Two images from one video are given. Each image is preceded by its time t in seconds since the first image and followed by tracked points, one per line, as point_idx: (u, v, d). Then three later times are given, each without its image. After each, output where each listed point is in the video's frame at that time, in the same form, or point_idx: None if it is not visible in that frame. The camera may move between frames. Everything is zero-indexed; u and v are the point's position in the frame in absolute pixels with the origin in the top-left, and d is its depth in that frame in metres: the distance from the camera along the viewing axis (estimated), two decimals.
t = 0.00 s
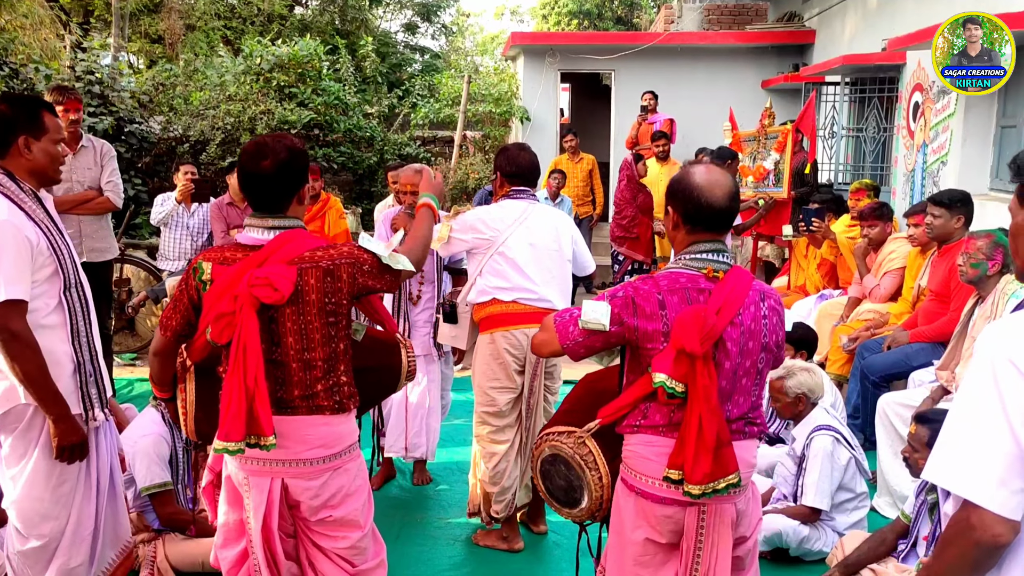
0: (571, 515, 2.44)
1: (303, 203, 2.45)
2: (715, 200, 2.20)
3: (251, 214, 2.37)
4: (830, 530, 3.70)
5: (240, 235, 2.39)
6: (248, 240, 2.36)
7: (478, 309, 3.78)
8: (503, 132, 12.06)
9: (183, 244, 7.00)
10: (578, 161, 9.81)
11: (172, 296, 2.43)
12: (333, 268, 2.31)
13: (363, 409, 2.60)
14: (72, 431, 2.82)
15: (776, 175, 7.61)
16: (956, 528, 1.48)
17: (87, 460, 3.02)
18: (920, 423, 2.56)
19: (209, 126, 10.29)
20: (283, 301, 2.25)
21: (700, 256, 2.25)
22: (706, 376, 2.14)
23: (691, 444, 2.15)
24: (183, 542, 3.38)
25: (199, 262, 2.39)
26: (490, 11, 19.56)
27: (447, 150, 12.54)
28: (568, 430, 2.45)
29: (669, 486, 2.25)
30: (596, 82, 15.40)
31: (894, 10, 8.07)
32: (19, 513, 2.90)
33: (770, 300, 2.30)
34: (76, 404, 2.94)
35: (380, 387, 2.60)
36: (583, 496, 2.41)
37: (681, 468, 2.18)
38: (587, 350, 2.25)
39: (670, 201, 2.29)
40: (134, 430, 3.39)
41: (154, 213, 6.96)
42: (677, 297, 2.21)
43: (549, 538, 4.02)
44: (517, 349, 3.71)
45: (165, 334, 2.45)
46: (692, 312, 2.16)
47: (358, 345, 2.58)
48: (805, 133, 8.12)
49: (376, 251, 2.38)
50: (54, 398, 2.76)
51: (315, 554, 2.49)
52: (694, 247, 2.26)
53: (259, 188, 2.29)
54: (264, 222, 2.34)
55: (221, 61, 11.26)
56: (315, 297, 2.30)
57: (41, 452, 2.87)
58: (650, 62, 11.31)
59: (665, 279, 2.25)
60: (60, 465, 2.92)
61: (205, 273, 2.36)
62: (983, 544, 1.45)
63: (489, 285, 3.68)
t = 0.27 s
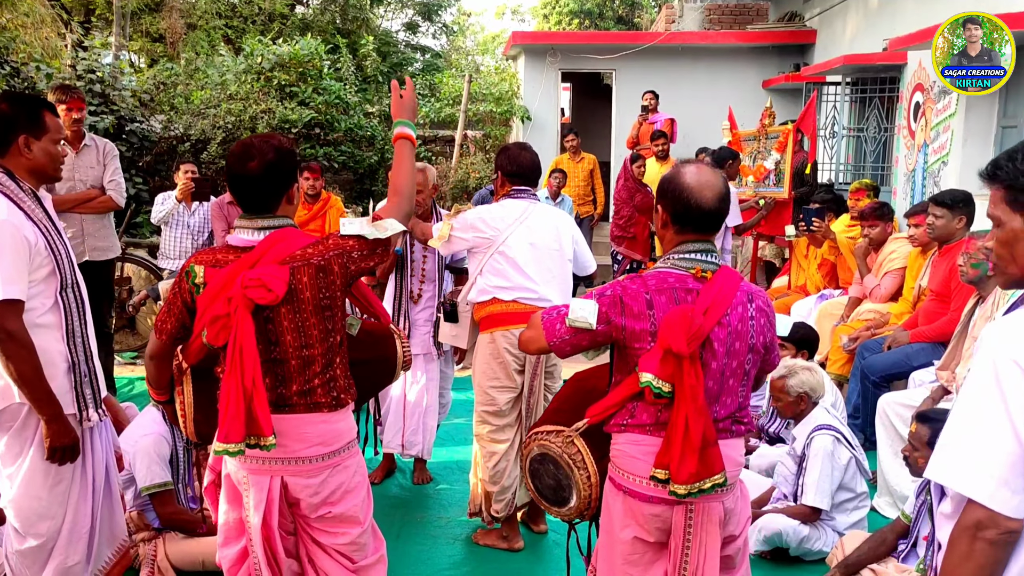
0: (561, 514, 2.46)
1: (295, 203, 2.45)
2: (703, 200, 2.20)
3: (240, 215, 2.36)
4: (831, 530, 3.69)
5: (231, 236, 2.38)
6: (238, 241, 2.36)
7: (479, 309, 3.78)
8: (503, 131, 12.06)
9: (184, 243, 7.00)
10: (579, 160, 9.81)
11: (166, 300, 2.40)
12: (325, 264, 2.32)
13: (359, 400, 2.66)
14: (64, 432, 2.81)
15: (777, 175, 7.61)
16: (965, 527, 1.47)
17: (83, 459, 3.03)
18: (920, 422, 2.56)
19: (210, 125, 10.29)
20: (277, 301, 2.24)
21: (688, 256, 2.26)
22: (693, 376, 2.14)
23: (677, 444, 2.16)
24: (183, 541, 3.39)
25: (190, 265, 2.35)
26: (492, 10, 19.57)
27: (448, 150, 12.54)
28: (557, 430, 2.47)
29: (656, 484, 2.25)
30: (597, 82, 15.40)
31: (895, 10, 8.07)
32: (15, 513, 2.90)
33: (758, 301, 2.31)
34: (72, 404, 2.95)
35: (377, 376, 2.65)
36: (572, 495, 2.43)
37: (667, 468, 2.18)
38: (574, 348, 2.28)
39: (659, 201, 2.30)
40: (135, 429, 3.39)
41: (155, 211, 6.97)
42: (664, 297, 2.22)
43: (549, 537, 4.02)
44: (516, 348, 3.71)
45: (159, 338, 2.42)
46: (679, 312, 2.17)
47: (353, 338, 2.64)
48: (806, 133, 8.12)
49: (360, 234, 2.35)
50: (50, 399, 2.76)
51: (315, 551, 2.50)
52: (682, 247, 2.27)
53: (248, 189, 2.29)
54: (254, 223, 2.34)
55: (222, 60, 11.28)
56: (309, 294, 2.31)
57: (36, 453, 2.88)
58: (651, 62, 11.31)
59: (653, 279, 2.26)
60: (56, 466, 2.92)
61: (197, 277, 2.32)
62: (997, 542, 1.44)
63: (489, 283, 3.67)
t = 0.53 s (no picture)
0: (555, 514, 2.46)
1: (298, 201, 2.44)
2: (688, 197, 2.23)
3: (244, 215, 2.36)
4: (832, 530, 3.69)
5: (237, 236, 2.38)
6: (242, 241, 2.36)
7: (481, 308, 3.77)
8: (505, 131, 12.06)
9: (185, 241, 7.00)
10: (581, 159, 9.79)
11: (172, 301, 2.41)
12: (328, 261, 2.30)
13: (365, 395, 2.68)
14: (62, 431, 2.82)
15: (778, 175, 7.61)
16: (978, 535, 1.42)
17: (81, 457, 3.03)
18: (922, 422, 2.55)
19: (212, 123, 10.29)
20: (283, 301, 2.24)
21: (679, 255, 2.28)
22: (685, 376, 2.15)
23: (669, 444, 2.15)
24: (184, 539, 3.39)
25: (196, 266, 2.37)
26: (493, 9, 19.55)
27: (449, 149, 12.53)
28: (551, 429, 2.47)
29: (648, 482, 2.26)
30: (599, 81, 15.40)
31: (897, 10, 8.07)
32: (13, 511, 2.89)
33: (749, 299, 2.31)
34: (72, 402, 2.95)
35: (382, 371, 2.67)
36: (566, 494, 2.41)
37: (659, 467, 2.18)
38: (565, 348, 2.28)
39: (649, 200, 2.33)
40: (136, 428, 3.39)
41: (156, 210, 6.97)
42: (656, 297, 2.24)
43: (549, 536, 4.02)
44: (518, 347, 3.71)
45: (167, 338, 2.43)
46: (671, 311, 2.18)
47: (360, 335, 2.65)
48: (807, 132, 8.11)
49: (357, 226, 2.34)
50: (50, 398, 2.76)
51: (320, 549, 2.50)
52: (674, 246, 2.29)
53: (250, 188, 2.29)
54: (257, 222, 2.33)
55: (223, 59, 11.28)
56: (315, 292, 2.30)
57: (34, 450, 2.87)
58: (653, 61, 11.31)
59: (645, 279, 2.27)
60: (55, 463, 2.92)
61: (203, 277, 2.34)
62: (1012, 547, 1.40)
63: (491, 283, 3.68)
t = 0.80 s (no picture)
0: (554, 512, 2.47)
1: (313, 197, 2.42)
2: (677, 193, 2.24)
3: (258, 213, 2.35)
4: (833, 530, 3.69)
5: (250, 234, 2.36)
6: (257, 240, 2.34)
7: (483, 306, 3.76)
8: (506, 129, 12.06)
9: (186, 239, 7.00)
10: (582, 158, 9.78)
11: (188, 299, 2.38)
12: (343, 259, 2.30)
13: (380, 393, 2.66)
14: (70, 426, 2.82)
15: (780, 174, 7.62)
16: (947, 541, 1.41)
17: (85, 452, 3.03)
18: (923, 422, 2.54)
19: (213, 121, 10.29)
20: (298, 299, 2.23)
21: (674, 253, 2.28)
22: (678, 373, 2.14)
23: (663, 440, 2.16)
24: (185, 536, 3.39)
25: (211, 265, 2.35)
26: (495, 8, 19.54)
27: (450, 147, 12.53)
28: (549, 427, 2.48)
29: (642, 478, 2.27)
30: (600, 80, 15.39)
31: (899, 9, 8.06)
32: (15, 504, 2.90)
33: (744, 296, 2.29)
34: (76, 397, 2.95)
35: (397, 368, 2.65)
36: (565, 492, 2.43)
37: (654, 464, 2.18)
38: (560, 347, 2.32)
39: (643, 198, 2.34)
40: (137, 426, 3.39)
41: (157, 207, 6.97)
42: (649, 295, 2.24)
43: (550, 535, 4.01)
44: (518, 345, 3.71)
45: (182, 337, 2.39)
46: (664, 310, 2.17)
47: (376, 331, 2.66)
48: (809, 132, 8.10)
49: (368, 222, 2.34)
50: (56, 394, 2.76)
51: (330, 546, 2.49)
52: (668, 245, 2.29)
53: (264, 186, 2.28)
54: (272, 221, 2.32)
55: (225, 56, 11.29)
56: (329, 291, 2.30)
57: (37, 444, 2.88)
58: (655, 60, 11.30)
59: (639, 276, 2.27)
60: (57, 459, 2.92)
61: (218, 276, 2.33)
62: (979, 551, 1.40)
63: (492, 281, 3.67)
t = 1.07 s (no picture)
0: (553, 508, 2.49)
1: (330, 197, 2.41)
2: (671, 191, 2.24)
3: (275, 213, 2.35)
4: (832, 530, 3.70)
5: (268, 234, 2.37)
6: (274, 240, 2.35)
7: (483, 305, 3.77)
8: (506, 128, 12.05)
9: (186, 237, 7.00)
10: (585, 157, 9.77)
11: (207, 299, 2.38)
12: (360, 258, 2.30)
13: (399, 388, 2.68)
14: (87, 417, 2.83)
15: (780, 174, 7.62)
16: (894, 557, 1.38)
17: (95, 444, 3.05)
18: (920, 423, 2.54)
19: (214, 119, 10.30)
20: (315, 300, 2.23)
21: (670, 251, 2.28)
22: (671, 370, 2.15)
23: (655, 437, 2.16)
24: (185, 534, 3.40)
25: (229, 265, 2.34)
26: (495, 7, 19.54)
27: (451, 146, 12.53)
28: (549, 423, 2.50)
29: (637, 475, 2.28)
30: (601, 79, 15.39)
31: (900, 9, 8.06)
32: (29, 495, 2.90)
33: (740, 296, 2.28)
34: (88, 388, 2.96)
35: (417, 364, 2.68)
36: (563, 489, 2.45)
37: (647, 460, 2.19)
38: (562, 349, 2.32)
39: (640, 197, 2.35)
40: (139, 422, 3.38)
41: (158, 205, 6.98)
42: (645, 292, 2.25)
43: (549, 534, 4.02)
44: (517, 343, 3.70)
45: (202, 336, 2.40)
46: (657, 307, 2.17)
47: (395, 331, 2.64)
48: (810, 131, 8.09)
49: (384, 222, 2.32)
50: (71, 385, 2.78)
51: (346, 545, 2.48)
52: (666, 242, 2.29)
53: (281, 185, 2.28)
54: (289, 221, 2.33)
55: (226, 54, 11.29)
56: (347, 291, 2.29)
57: (51, 435, 2.88)
58: (655, 60, 11.29)
59: (635, 274, 2.28)
60: (68, 448, 2.93)
61: (236, 276, 2.31)
62: (926, 569, 1.38)
63: (492, 279, 3.67)
